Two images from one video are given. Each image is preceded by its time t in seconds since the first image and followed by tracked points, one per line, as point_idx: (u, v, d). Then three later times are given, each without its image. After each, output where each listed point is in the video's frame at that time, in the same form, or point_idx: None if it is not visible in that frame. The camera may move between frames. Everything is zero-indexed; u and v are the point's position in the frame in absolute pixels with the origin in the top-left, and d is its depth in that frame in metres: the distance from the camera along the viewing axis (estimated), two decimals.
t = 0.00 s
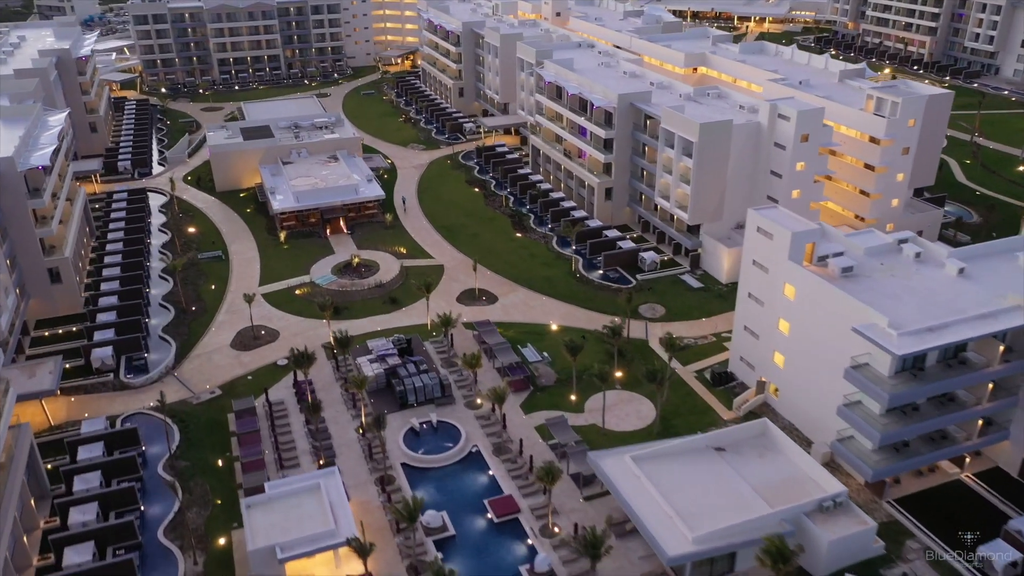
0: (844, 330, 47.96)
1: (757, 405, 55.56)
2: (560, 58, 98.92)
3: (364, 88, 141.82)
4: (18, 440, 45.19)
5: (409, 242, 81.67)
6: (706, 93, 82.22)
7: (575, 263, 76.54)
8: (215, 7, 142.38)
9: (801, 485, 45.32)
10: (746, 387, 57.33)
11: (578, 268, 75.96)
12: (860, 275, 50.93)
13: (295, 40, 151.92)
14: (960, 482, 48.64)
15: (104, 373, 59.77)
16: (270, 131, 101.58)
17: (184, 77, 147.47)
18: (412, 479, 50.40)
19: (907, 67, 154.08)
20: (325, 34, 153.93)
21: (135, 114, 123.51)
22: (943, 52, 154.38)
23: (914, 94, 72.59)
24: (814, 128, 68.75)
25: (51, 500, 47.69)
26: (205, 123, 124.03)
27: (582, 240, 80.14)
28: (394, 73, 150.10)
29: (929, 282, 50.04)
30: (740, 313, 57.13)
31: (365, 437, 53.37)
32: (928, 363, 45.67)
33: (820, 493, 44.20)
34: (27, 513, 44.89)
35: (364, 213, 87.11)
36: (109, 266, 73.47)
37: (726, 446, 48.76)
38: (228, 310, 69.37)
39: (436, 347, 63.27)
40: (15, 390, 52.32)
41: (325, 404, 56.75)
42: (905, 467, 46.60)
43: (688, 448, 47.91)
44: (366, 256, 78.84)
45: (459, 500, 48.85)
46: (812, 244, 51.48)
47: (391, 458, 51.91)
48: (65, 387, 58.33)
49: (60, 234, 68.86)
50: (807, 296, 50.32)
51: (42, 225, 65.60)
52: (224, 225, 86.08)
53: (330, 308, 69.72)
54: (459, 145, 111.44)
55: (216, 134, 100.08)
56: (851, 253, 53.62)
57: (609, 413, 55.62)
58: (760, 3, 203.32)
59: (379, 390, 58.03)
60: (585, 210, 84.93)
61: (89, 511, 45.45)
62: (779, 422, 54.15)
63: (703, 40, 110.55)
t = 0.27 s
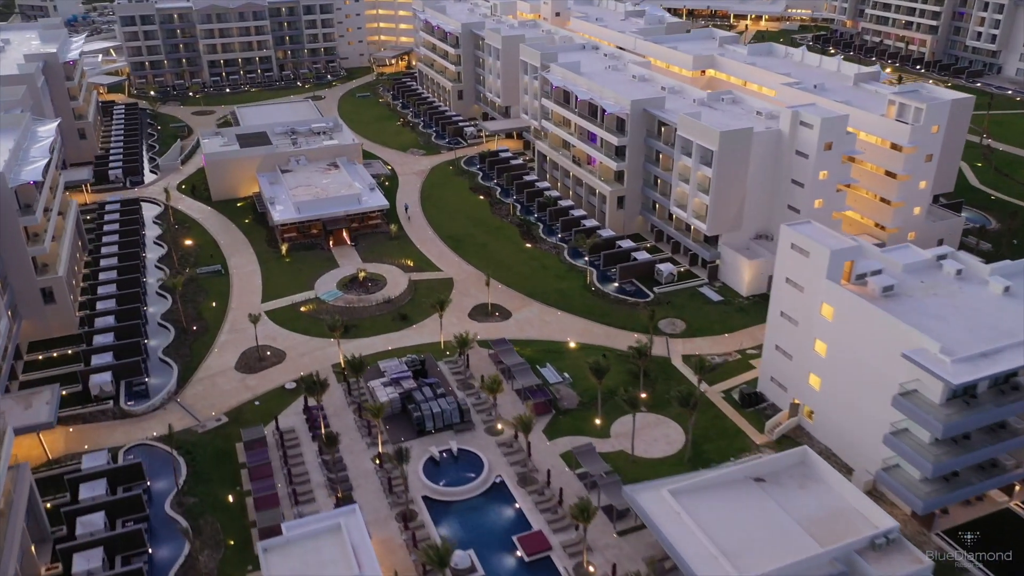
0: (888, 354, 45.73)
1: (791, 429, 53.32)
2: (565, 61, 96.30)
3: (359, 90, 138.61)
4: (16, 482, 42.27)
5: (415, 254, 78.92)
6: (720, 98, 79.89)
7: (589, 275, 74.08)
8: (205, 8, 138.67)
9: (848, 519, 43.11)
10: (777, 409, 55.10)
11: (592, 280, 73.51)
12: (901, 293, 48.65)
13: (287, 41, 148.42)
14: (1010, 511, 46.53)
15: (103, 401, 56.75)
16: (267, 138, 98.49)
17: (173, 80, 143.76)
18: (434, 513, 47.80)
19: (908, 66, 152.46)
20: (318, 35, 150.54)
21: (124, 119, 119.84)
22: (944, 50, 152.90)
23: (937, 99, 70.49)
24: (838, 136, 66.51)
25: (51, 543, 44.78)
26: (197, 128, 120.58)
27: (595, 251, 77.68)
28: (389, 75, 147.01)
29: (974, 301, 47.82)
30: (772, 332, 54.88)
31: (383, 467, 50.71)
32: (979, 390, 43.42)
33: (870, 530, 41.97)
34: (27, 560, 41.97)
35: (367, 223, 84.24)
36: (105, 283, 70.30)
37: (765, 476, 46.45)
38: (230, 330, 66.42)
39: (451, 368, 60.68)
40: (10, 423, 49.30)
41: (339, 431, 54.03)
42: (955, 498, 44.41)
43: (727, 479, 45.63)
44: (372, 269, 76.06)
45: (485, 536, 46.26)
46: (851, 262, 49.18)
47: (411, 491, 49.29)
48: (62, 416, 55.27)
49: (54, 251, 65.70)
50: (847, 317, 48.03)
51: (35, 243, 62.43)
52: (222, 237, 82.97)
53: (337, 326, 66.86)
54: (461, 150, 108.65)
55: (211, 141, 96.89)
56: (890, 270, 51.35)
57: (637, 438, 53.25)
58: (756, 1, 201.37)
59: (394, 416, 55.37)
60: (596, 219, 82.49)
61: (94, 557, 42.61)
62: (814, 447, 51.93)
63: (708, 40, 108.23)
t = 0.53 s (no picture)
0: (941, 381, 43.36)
1: (830, 455, 50.97)
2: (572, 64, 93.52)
3: (354, 92, 135.18)
4: (17, 534, 39.12)
5: (424, 268, 76.04)
6: (736, 104, 77.46)
7: (605, 289, 71.47)
8: (194, 8, 134.75)
9: (904, 558, 40.64)
10: (814, 434, 52.75)
11: (609, 294, 70.91)
12: (950, 315, 46.33)
13: (278, 42, 144.67)
14: None
15: (104, 434, 53.56)
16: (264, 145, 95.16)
17: (162, 82, 139.79)
18: (463, 554, 45.07)
19: (910, 65, 150.78)
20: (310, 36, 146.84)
21: (113, 125, 116.01)
22: (946, 49, 151.33)
23: (964, 106, 68.27)
24: (865, 145, 64.16)
25: None
26: (189, 133, 116.90)
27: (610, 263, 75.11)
28: (384, 76, 143.74)
29: None
30: (809, 354, 52.53)
31: (405, 503, 47.92)
32: None
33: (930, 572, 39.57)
34: None
35: (371, 234, 81.19)
36: (100, 303, 66.94)
37: (812, 511, 43.94)
38: (235, 352, 63.29)
39: (470, 392, 57.95)
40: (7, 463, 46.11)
41: (356, 464, 51.16)
42: (1015, 533, 42.09)
43: (773, 516, 43.07)
44: (379, 284, 73.11)
45: None
46: (897, 283, 46.77)
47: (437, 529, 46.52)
48: (60, 451, 52.07)
49: (47, 272, 62.36)
50: (894, 341, 45.67)
51: (27, 264, 59.07)
52: (221, 251, 79.72)
53: (347, 347, 63.89)
54: (463, 156, 105.71)
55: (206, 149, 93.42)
56: (935, 290, 49.01)
57: (671, 467, 50.75)
58: None
59: (413, 446, 52.57)
60: (610, 230, 79.91)
61: None
62: (857, 475, 49.61)
63: (715, 42, 105.81)
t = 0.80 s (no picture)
0: (1000, 411, 41.02)
1: (875, 484, 48.66)
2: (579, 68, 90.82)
3: (349, 96, 131.80)
4: None
5: (434, 283, 73.17)
6: (755, 110, 75.11)
7: (625, 304, 68.92)
8: (183, 10, 130.90)
9: None
10: (858, 464, 50.36)
11: (629, 310, 68.35)
12: (1004, 340, 43.92)
13: (270, 43, 140.97)
14: None
15: (107, 471, 50.40)
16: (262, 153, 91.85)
17: (150, 86, 135.75)
18: None
19: (912, 65, 149.07)
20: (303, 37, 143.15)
21: (102, 132, 112.17)
22: (947, 47, 149.72)
23: (994, 112, 66.05)
24: (895, 154, 61.84)
25: None
26: (181, 140, 113.25)
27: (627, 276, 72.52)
28: (378, 78, 140.49)
29: None
30: (849, 377, 50.25)
31: (432, 544, 45.14)
32: None
33: None
34: None
35: (377, 247, 78.21)
36: (97, 327, 63.61)
37: (867, 550, 40.86)
38: (241, 377, 60.19)
39: (492, 419, 55.26)
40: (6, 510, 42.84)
41: (377, 501, 48.30)
42: None
43: (826, 556, 39.98)
44: (389, 300, 70.19)
45: None
46: (948, 305, 44.33)
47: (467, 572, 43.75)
48: (61, 491, 48.85)
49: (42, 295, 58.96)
50: (947, 367, 43.32)
51: (21, 289, 55.71)
52: (221, 267, 76.50)
53: (359, 370, 60.97)
54: (466, 162, 102.80)
55: (201, 158, 90.01)
56: (985, 312, 46.71)
57: (711, 499, 48.20)
58: None
59: (437, 480, 49.74)
60: (625, 241, 77.34)
61: None
62: (905, 506, 47.32)
63: (723, 44, 103.44)
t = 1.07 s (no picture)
0: None
1: (922, 515, 46.51)
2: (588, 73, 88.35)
3: (345, 99, 128.69)
4: None
5: (445, 299, 70.56)
6: (774, 117, 72.89)
7: (645, 320, 66.60)
8: (173, 11, 127.28)
9: None
10: (902, 492, 48.24)
11: (649, 326, 66.03)
12: None
13: (262, 45, 137.48)
14: None
15: (112, 510, 47.57)
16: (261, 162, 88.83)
17: (139, 90, 132.09)
18: None
19: (913, 64, 147.56)
20: (296, 38, 139.83)
21: (91, 138, 108.73)
22: (949, 46, 148.21)
23: None
24: (927, 164, 59.63)
25: None
26: (173, 146, 109.90)
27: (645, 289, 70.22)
28: (374, 81, 137.48)
29: None
30: (894, 403, 48.08)
31: None
32: None
33: None
34: None
35: (385, 261, 75.49)
36: (96, 350, 60.58)
37: None
38: (249, 403, 57.39)
39: (516, 447, 52.77)
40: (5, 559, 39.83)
41: (400, 539, 45.68)
42: None
43: None
44: (400, 318, 67.54)
45: None
46: (1004, 331, 42.05)
47: None
48: (64, 533, 45.92)
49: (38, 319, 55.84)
50: (1004, 396, 41.01)
51: (16, 315, 52.67)
52: (222, 283, 73.54)
53: (374, 394, 58.31)
54: (470, 168, 100.12)
55: (198, 168, 86.87)
56: None
57: (751, 533, 45.89)
58: None
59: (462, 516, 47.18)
60: (640, 252, 75.02)
61: None
62: (955, 538, 45.15)
63: (731, 46, 101.20)
